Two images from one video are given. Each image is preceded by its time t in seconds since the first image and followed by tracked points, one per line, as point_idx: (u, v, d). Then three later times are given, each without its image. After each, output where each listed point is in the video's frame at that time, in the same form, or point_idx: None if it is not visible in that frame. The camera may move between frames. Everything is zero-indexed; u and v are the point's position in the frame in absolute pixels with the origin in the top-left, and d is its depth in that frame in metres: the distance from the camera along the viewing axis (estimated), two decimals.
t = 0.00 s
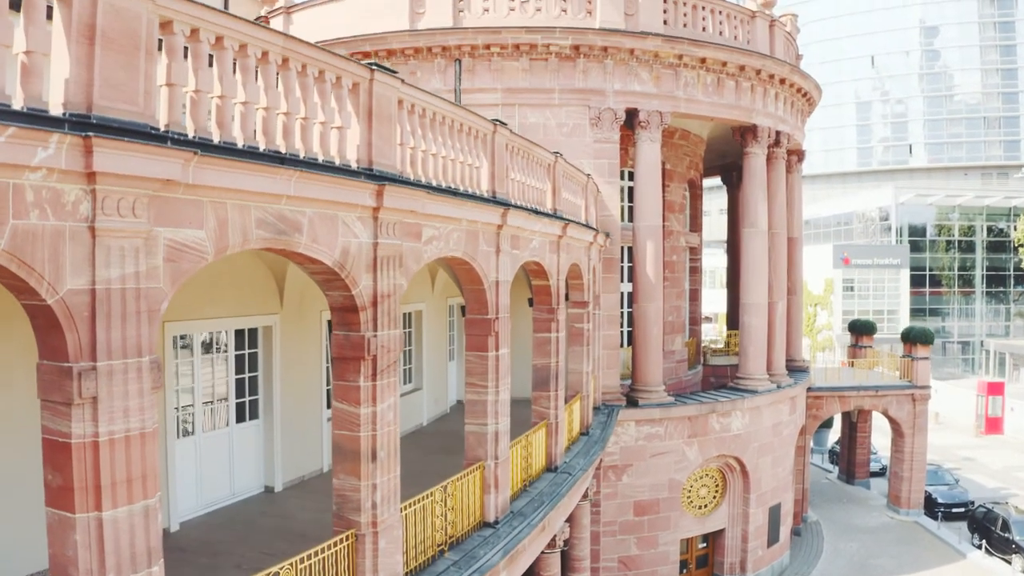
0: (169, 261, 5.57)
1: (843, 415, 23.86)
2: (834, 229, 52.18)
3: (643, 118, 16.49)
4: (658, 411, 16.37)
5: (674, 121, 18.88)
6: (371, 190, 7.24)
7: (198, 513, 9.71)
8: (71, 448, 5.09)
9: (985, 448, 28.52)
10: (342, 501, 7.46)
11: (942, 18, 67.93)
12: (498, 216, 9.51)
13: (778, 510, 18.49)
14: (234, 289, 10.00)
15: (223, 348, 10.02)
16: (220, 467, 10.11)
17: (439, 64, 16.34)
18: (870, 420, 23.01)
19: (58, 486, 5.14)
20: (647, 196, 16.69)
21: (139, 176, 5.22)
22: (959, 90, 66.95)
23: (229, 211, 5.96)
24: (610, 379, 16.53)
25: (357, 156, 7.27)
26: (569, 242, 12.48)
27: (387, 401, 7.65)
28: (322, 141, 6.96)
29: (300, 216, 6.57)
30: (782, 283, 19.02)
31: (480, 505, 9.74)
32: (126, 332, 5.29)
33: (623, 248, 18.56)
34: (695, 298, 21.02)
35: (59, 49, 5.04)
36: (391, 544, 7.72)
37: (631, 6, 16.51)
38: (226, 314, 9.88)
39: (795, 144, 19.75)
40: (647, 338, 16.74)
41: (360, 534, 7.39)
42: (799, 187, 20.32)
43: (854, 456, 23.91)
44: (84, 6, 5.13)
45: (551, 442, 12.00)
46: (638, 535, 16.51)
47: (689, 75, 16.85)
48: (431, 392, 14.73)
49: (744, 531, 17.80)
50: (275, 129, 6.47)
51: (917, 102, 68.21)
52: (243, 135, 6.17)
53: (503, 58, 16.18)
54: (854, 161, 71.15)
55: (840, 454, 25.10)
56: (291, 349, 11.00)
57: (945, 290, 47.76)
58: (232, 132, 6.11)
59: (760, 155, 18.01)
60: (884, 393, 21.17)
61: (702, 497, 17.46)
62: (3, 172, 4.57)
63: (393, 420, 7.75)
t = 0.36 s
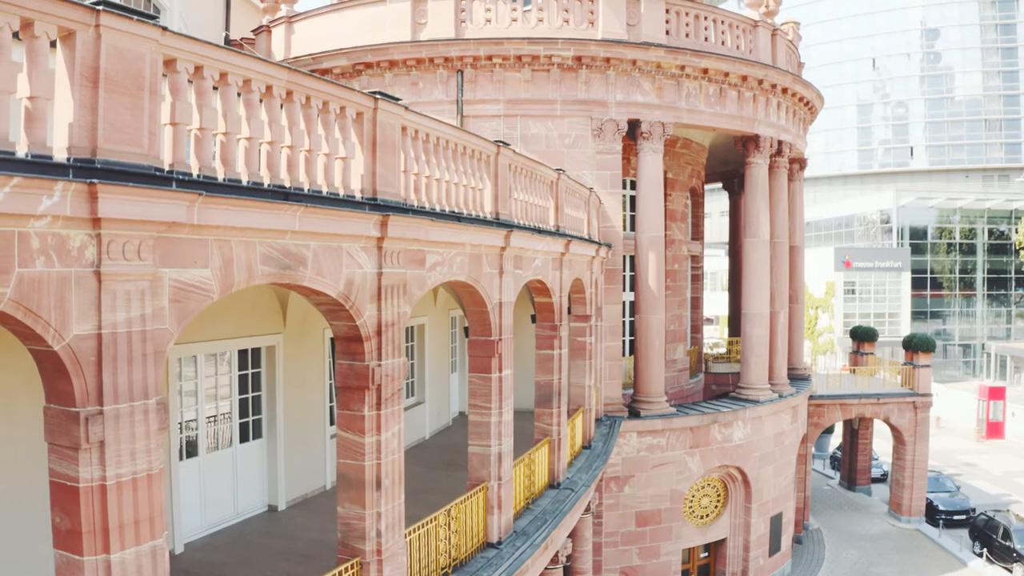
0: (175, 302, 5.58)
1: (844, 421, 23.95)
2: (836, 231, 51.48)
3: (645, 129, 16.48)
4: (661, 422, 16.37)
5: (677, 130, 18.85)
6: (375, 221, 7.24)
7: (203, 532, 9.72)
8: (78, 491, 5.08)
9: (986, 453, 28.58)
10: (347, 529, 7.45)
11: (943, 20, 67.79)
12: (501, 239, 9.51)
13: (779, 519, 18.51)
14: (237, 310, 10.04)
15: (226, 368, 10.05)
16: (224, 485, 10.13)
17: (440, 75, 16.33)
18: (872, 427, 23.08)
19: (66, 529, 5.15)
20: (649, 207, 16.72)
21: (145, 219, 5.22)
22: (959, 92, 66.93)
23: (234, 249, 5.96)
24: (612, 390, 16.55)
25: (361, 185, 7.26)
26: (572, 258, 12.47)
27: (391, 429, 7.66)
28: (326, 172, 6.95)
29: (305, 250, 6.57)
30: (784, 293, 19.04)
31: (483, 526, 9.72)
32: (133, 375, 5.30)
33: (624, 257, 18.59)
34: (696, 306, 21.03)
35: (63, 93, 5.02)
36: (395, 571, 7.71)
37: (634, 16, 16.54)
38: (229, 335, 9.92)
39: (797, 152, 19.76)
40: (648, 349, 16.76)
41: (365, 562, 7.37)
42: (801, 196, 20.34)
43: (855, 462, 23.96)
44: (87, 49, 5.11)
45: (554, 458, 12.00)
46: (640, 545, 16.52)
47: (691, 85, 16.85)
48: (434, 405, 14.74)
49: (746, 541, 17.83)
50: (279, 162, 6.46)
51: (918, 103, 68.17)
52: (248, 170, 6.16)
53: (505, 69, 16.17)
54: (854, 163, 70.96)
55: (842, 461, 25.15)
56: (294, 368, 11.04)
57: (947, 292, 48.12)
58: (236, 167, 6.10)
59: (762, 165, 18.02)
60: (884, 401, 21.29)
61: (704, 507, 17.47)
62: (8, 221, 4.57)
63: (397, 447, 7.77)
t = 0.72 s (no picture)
0: (180, 343, 5.59)
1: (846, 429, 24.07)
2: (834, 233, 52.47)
3: (647, 140, 16.46)
4: (663, 433, 16.38)
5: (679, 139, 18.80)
6: (379, 252, 7.26)
7: (207, 554, 9.72)
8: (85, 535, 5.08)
9: (987, 460, 28.60)
10: (351, 557, 7.44)
11: (945, 22, 67.79)
12: (504, 261, 9.51)
13: (780, 528, 18.53)
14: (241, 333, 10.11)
15: (230, 390, 10.11)
16: (227, 506, 10.13)
17: (442, 86, 16.32)
18: (874, 434, 23.27)
19: (73, 572, 5.16)
20: (651, 218, 16.73)
21: (149, 263, 5.23)
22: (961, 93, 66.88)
23: (238, 288, 5.97)
24: (614, 401, 16.56)
25: (365, 217, 7.25)
26: (574, 275, 12.48)
27: (395, 457, 7.68)
28: (330, 205, 6.94)
29: (309, 284, 6.57)
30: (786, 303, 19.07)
31: (486, 547, 9.68)
32: (140, 418, 5.32)
33: (627, 267, 18.54)
34: (698, 315, 21.03)
35: (67, 138, 5.01)
36: None
37: (636, 28, 16.48)
38: (233, 357, 9.98)
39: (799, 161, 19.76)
40: (650, 361, 16.75)
41: None
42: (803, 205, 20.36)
43: (857, 469, 24.01)
44: (91, 93, 5.09)
45: (556, 474, 12.01)
46: (642, 556, 16.52)
47: (694, 96, 16.81)
48: (436, 419, 14.77)
49: (748, 551, 17.86)
50: (284, 198, 6.45)
51: (919, 105, 68.12)
52: (252, 208, 6.16)
53: (507, 80, 16.16)
54: (855, 166, 70.70)
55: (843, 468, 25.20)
56: (297, 387, 11.08)
57: (948, 295, 48.26)
58: (240, 205, 6.09)
59: (764, 175, 18.00)
60: (886, 409, 21.44)
61: (705, 517, 17.49)
62: (13, 272, 4.56)
63: (401, 476, 7.78)
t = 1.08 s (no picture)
0: (185, 384, 5.61)
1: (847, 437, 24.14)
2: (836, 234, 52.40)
3: (649, 152, 16.45)
4: (664, 445, 16.39)
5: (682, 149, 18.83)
6: (382, 284, 7.26)
7: None
8: None
9: (989, 466, 28.63)
10: None
11: (946, 24, 67.81)
12: (507, 284, 9.52)
13: (782, 538, 18.54)
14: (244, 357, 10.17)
15: (233, 411, 10.18)
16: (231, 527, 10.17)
17: (444, 98, 16.33)
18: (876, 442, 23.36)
19: None
20: (652, 229, 16.74)
21: (154, 308, 5.25)
22: (962, 95, 66.84)
23: (243, 326, 5.98)
24: (615, 413, 16.58)
25: (368, 248, 7.27)
26: (576, 292, 12.50)
27: (399, 486, 7.70)
28: (333, 237, 6.94)
29: (313, 318, 6.58)
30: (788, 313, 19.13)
31: (489, 568, 9.64)
32: (145, 460, 5.34)
33: (628, 276, 18.58)
34: (699, 323, 21.07)
35: (71, 185, 4.98)
36: None
37: (637, 39, 16.48)
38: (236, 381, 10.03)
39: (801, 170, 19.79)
40: (652, 372, 16.76)
41: None
42: (805, 213, 20.37)
43: (858, 477, 24.04)
44: (94, 138, 5.06)
45: (558, 491, 12.02)
46: (643, 567, 16.52)
47: (696, 107, 16.81)
48: (438, 433, 14.83)
49: (749, 561, 17.89)
50: (287, 233, 6.45)
51: (921, 107, 68.08)
52: (256, 245, 6.16)
53: (509, 92, 16.17)
54: (856, 168, 70.46)
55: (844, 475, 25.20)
56: (300, 407, 11.16)
57: (949, 297, 48.05)
58: (244, 243, 6.09)
59: (765, 185, 18.00)
60: (888, 417, 21.47)
61: (706, 528, 17.53)
62: (19, 323, 4.57)
63: (404, 504, 7.80)
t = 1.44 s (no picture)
0: (190, 425, 5.64)
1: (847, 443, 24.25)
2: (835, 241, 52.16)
3: (650, 164, 16.48)
4: (665, 456, 16.43)
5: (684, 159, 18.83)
6: (385, 315, 7.29)
7: None
8: None
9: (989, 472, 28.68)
10: None
11: (947, 26, 67.79)
12: (509, 307, 9.54)
13: (782, 547, 18.59)
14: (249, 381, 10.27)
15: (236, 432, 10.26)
16: (235, 545, 10.25)
17: (445, 110, 16.34)
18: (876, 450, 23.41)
19: None
20: (653, 240, 16.77)
21: (159, 353, 5.28)
22: (963, 97, 66.75)
23: (247, 365, 6.02)
24: (616, 424, 16.62)
25: (370, 279, 7.30)
26: (578, 308, 12.52)
27: (402, 514, 7.73)
28: (336, 270, 6.97)
29: (316, 353, 6.61)
30: (788, 323, 19.20)
31: None
32: (151, 502, 5.37)
33: (629, 286, 18.65)
34: (700, 331, 21.13)
35: (75, 233, 4.99)
36: None
37: (639, 50, 16.47)
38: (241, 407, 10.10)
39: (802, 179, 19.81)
40: (653, 384, 16.79)
41: None
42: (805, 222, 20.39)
43: (858, 483, 24.09)
44: (97, 185, 5.07)
45: (559, 508, 12.06)
46: None
47: (697, 118, 16.80)
48: (439, 447, 14.90)
49: (749, 570, 17.95)
50: (290, 269, 6.48)
51: (922, 109, 68.04)
52: (259, 282, 6.19)
53: (510, 104, 16.18)
54: (857, 170, 70.43)
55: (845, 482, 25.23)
56: (302, 426, 11.26)
57: (950, 300, 48.28)
58: (247, 281, 6.13)
59: (766, 196, 18.03)
60: (888, 425, 21.50)
61: (707, 538, 17.59)
62: (25, 374, 4.60)
63: (406, 531, 7.83)
